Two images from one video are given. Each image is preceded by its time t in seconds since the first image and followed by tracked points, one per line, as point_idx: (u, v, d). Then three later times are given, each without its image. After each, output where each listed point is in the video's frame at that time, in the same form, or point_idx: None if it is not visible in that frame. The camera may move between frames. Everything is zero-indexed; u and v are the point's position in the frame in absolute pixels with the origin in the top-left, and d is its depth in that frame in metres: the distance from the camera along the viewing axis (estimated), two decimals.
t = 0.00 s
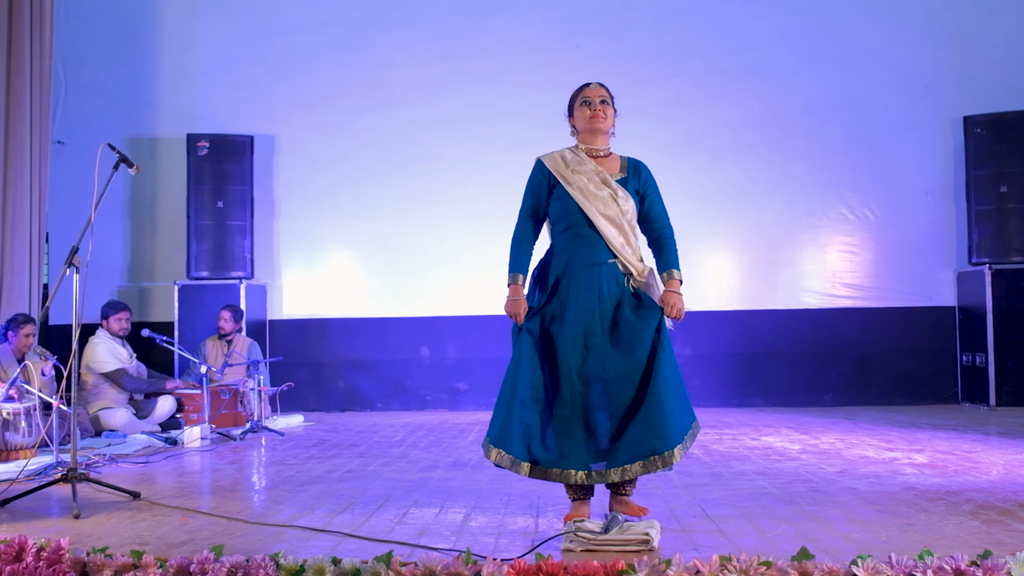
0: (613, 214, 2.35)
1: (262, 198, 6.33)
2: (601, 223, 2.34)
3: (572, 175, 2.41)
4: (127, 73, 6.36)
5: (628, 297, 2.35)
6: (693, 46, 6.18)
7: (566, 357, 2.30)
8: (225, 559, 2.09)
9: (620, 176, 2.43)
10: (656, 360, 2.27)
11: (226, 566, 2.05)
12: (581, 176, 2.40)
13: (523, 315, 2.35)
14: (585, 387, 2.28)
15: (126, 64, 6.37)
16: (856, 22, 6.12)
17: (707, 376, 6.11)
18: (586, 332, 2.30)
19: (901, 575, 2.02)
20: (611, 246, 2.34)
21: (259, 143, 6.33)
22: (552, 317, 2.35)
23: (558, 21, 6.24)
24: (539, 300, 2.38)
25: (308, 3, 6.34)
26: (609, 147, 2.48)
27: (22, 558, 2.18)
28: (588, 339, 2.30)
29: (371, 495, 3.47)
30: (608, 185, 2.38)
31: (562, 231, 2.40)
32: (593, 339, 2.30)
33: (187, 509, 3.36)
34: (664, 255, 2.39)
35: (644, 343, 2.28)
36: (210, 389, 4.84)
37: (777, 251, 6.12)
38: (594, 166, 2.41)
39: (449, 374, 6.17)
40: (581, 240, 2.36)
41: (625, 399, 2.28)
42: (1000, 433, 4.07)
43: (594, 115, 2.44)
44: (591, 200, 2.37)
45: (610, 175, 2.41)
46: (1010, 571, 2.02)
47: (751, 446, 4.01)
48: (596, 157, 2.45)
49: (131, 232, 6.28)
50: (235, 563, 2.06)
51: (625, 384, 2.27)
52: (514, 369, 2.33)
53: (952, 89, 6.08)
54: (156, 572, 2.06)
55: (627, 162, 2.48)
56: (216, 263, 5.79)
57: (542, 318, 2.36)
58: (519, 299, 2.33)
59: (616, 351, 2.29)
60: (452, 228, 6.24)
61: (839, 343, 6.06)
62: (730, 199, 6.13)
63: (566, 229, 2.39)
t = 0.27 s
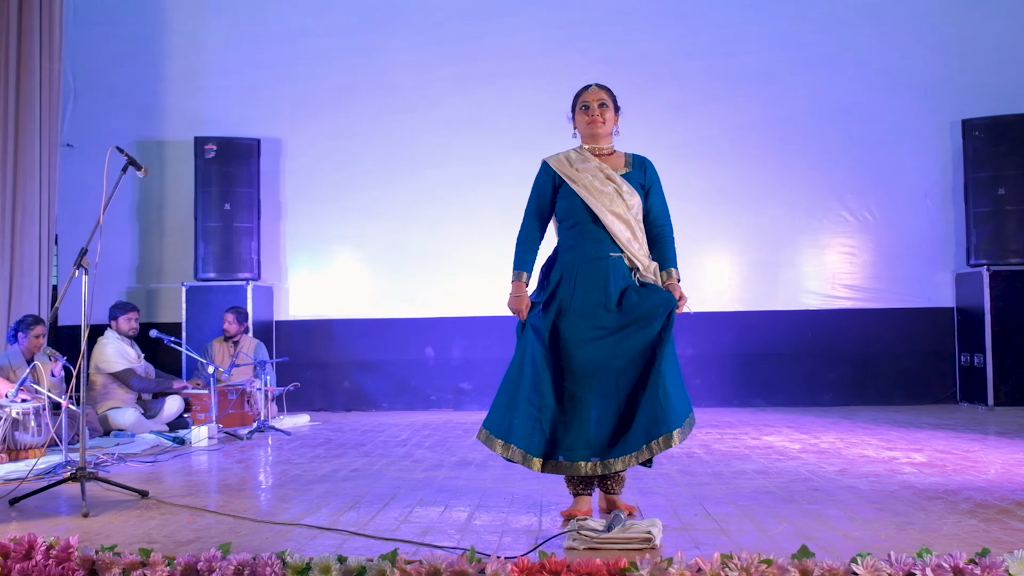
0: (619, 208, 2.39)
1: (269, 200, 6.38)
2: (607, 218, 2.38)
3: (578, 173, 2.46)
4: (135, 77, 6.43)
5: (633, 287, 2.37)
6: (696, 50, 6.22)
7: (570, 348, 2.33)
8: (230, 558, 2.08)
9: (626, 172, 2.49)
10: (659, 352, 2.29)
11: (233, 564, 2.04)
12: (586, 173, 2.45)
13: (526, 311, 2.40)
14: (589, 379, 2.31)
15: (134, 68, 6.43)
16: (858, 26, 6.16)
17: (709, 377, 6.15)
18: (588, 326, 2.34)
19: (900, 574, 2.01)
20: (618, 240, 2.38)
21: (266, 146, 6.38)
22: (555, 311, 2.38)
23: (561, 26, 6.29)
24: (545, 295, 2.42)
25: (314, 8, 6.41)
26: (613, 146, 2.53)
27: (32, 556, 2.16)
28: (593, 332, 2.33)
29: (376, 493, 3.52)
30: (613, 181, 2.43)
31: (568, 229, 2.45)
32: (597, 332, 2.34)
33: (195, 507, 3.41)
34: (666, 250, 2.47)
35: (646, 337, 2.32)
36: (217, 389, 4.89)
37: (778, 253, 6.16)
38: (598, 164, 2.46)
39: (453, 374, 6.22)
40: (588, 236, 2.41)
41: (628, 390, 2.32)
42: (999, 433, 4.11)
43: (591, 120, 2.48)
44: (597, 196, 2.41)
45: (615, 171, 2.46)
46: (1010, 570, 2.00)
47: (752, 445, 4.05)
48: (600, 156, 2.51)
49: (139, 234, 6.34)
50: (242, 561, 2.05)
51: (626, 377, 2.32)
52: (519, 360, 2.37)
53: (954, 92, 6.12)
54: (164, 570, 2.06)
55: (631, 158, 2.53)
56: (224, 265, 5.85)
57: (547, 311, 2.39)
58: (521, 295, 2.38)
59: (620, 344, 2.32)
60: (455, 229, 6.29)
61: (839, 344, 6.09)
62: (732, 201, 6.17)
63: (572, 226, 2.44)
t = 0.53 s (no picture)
0: (620, 214, 2.42)
1: (275, 202, 6.44)
2: (608, 224, 2.41)
3: (580, 182, 2.50)
4: (143, 81, 6.49)
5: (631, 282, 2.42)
6: (699, 54, 6.27)
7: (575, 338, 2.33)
8: (236, 556, 2.09)
9: (627, 180, 2.52)
10: (666, 333, 2.28)
11: (240, 562, 2.04)
12: (588, 182, 2.49)
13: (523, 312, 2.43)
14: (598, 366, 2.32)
15: (142, 72, 6.50)
16: (860, 29, 6.20)
17: (710, 377, 6.19)
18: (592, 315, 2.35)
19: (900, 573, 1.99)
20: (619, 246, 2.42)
21: (272, 149, 6.44)
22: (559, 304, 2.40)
23: (565, 30, 6.34)
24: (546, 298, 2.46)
25: (320, 13, 6.47)
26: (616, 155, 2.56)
27: (41, 554, 2.14)
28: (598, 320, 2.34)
29: (382, 492, 3.56)
30: (614, 188, 2.46)
31: (572, 236, 2.49)
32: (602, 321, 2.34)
33: (202, 506, 3.46)
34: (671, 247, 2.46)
35: (652, 322, 2.34)
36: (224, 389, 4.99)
37: (778, 254, 6.19)
38: (599, 172, 2.50)
39: (458, 374, 6.27)
40: (591, 243, 2.45)
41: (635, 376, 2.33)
42: (997, 433, 4.15)
43: (597, 130, 2.52)
44: (598, 204, 2.45)
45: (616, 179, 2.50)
46: (1008, 569, 1.99)
47: (753, 444, 4.09)
48: (603, 165, 2.55)
49: (147, 236, 6.41)
50: (249, 559, 2.06)
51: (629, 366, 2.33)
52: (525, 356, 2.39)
53: (955, 95, 6.15)
54: (170, 569, 2.05)
55: (634, 166, 2.56)
56: (231, 266, 5.91)
57: (550, 306, 2.41)
58: (518, 295, 2.44)
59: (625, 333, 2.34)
60: (460, 231, 6.34)
61: (838, 344, 6.12)
62: (733, 202, 6.20)
63: (575, 233, 2.48)
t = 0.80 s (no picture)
0: (627, 215, 2.42)
1: (282, 205, 6.50)
2: (615, 226, 2.43)
3: (586, 181, 2.50)
4: (151, 85, 6.56)
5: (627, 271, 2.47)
6: (701, 57, 6.32)
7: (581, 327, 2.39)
8: (245, 553, 2.10)
9: (632, 181, 2.55)
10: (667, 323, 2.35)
11: (247, 560, 2.07)
12: (594, 181, 2.49)
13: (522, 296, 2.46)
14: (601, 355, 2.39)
15: (150, 76, 6.56)
16: (861, 33, 6.25)
17: (711, 377, 6.23)
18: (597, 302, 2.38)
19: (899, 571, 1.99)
20: (625, 247, 2.44)
21: (278, 152, 6.50)
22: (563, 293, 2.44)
23: (568, 34, 6.39)
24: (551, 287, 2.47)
25: (326, 17, 6.53)
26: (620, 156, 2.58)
27: (51, 552, 2.17)
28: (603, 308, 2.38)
29: (387, 491, 3.61)
30: (620, 189, 2.47)
31: (576, 234, 2.50)
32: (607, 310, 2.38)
33: (210, 505, 3.50)
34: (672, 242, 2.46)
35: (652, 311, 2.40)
36: (231, 389, 5.07)
37: (779, 255, 6.23)
38: (605, 172, 2.51)
39: (462, 375, 6.32)
40: (596, 243, 2.46)
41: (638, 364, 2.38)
42: (995, 432, 4.19)
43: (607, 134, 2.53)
44: (605, 204, 2.45)
45: (622, 179, 2.51)
46: (1007, 567, 1.99)
47: (754, 444, 4.14)
48: (607, 165, 2.56)
49: (155, 238, 6.48)
50: (256, 557, 2.08)
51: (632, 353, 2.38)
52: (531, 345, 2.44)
53: (956, 98, 6.19)
54: (179, 566, 2.08)
55: (635, 168, 2.59)
56: (238, 268, 5.97)
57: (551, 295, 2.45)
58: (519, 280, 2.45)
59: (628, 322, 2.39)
60: (464, 232, 6.39)
61: (838, 345, 6.16)
62: (735, 204, 6.25)
63: (579, 232, 2.49)
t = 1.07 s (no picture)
0: (633, 215, 2.46)
1: (289, 207, 6.56)
2: (622, 226, 2.46)
3: (594, 183, 2.55)
4: (158, 88, 6.63)
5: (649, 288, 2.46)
6: (704, 61, 6.38)
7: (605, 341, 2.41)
8: (253, 551, 2.11)
9: (640, 180, 2.55)
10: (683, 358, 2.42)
11: (254, 558, 2.07)
12: (601, 183, 2.53)
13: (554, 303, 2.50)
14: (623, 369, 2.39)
15: (158, 79, 6.63)
16: (862, 38, 6.32)
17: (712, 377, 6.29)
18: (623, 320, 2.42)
19: (897, 568, 1.97)
20: (632, 247, 2.45)
21: (285, 155, 6.56)
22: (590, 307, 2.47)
23: (572, 38, 6.45)
24: (580, 296, 2.49)
25: (332, 22, 6.60)
26: (629, 155, 2.60)
27: (60, 550, 2.16)
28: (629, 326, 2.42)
29: (392, 490, 3.65)
30: (627, 189, 2.50)
31: (588, 237, 2.55)
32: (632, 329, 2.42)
33: (217, 503, 3.53)
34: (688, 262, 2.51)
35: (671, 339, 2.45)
36: (238, 389, 5.16)
37: (779, 257, 6.30)
38: (613, 173, 2.54)
39: (467, 375, 6.38)
40: (605, 244, 2.50)
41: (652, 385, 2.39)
42: (993, 431, 4.24)
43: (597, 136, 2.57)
44: (612, 205, 2.49)
45: (629, 179, 2.54)
46: (1005, 565, 1.98)
47: (755, 443, 4.18)
48: (616, 165, 2.59)
49: (163, 239, 6.54)
50: (263, 555, 2.08)
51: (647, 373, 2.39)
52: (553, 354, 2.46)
53: (955, 103, 6.26)
54: (186, 565, 2.08)
55: (646, 165, 2.59)
56: (245, 269, 6.03)
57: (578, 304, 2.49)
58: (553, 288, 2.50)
59: (654, 343, 2.42)
60: (468, 234, 6.45)
61: (837, 345, 6.23)
62: (737, 206, 6.30)
63: (590, 234, 2.54)
